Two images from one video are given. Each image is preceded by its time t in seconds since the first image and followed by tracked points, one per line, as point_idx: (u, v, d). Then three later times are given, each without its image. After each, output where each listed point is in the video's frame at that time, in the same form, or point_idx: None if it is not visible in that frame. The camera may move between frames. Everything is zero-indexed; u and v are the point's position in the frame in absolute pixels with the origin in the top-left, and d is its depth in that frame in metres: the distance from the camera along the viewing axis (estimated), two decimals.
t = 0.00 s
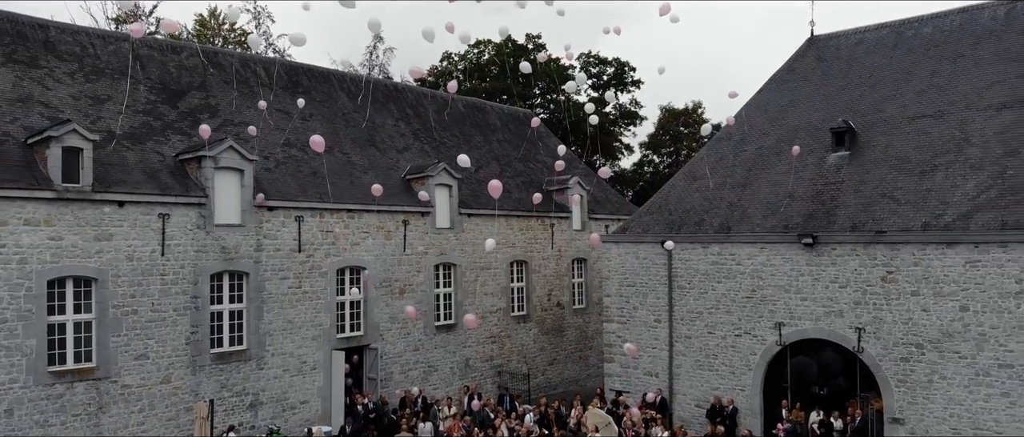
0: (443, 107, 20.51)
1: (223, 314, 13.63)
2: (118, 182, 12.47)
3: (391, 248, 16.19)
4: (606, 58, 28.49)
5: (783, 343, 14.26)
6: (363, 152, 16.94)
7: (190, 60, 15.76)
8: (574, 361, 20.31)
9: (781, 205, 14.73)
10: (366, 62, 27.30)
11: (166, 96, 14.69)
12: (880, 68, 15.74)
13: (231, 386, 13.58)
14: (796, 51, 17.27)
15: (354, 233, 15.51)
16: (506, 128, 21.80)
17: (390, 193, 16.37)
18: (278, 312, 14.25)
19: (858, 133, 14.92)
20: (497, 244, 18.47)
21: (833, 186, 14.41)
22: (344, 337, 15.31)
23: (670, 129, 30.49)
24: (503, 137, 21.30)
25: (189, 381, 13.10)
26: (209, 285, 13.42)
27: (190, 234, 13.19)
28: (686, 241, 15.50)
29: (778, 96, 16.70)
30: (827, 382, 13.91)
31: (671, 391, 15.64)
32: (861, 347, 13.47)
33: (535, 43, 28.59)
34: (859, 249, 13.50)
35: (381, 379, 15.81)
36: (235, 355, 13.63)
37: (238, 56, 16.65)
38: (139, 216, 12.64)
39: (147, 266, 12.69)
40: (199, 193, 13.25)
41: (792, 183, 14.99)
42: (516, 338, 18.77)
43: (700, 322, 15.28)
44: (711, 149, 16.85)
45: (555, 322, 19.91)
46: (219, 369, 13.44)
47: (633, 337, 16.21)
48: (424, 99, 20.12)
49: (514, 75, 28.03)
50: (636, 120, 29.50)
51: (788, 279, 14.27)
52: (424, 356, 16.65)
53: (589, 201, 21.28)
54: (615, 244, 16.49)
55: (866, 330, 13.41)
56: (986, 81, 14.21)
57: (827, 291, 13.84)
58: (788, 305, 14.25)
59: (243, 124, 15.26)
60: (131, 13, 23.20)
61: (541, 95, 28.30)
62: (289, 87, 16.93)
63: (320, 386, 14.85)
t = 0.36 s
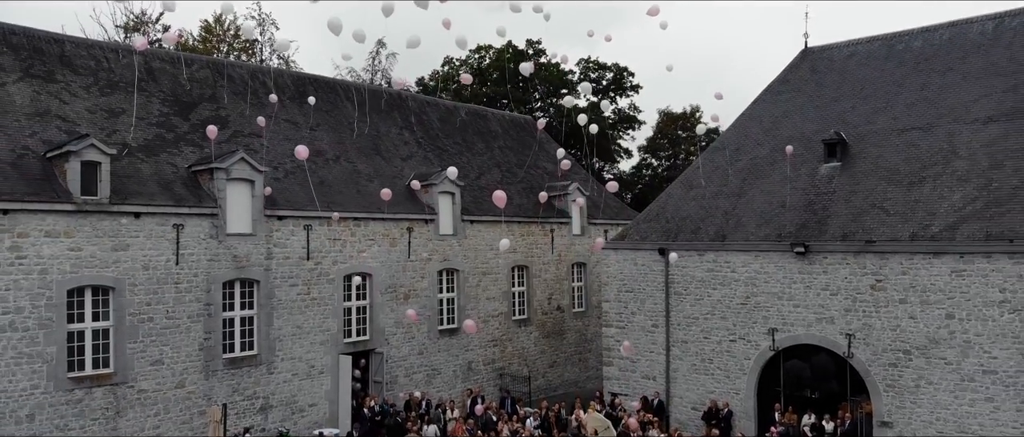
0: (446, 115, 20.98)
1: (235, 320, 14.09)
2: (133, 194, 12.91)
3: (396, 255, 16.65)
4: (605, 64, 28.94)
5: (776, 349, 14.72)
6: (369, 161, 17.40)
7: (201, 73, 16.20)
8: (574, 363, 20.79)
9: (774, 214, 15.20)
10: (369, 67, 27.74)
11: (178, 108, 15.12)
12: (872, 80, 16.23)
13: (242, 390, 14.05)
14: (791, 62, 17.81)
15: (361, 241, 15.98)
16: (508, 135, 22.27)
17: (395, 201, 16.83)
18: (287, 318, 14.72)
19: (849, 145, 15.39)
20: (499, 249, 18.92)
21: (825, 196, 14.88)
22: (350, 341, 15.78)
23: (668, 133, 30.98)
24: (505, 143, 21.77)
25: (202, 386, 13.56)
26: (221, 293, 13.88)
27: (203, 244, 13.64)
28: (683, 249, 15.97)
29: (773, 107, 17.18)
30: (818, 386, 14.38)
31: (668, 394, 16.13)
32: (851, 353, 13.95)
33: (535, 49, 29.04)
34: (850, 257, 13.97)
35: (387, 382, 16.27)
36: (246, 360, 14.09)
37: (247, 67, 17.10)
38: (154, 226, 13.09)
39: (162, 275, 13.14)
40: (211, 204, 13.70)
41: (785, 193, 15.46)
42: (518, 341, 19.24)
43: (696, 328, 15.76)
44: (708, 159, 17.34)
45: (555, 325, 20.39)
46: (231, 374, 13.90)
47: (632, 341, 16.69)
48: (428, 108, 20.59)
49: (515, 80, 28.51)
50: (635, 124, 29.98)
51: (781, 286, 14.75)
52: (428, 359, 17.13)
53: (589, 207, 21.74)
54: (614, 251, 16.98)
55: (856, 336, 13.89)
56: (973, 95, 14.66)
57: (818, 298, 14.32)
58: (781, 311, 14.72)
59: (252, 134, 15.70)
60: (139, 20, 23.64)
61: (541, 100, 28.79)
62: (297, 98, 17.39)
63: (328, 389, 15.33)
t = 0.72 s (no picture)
0: (447, 124, 21.24)
1: (241, 331, 14.34)
2: (142, 208, 13.14)
3: (399, 264, 16.90)
4: (604, 70, 29.18)
5: (773, 358, 14.99)
6: (372, 171, 17.65)
7: (206, 85, 16.44)
8: (574, 369, 21.06)
9: (771, 226, 15.46)
10: (370, 74, 28.02)
11: (185, 122, 15.36)
12: (867, 93, 16.52)
13: (249, 400, 14.30)
14: (788, 74, 18.10)
15: (365, 251, 16.22)
16: (508, 143, 22.54)
17: (398, 211, 17.07)
18: (292, 329, 14.96)
19: (845, 158, 15.65)
20: (500, 258, 19.17)
21: (821, 208, 15.15)
22: (354, 350, 16.03)
23: (667, 139, 31.34)
24: (505, 152, 22.03)
25: (209, 395, 13.80)
26: (228, 304, 14.13)
27: (210, 256, 13.88)
28: (681, 259, 16.23)
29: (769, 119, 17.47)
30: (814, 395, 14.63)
31: (667, 402, 16.39)
32: (847, 363, 14.22)
33: (535, 56, 29.30)
34: (845, 269, 14.24)
35: (390, 390, 16.52)
36: (252, 370, 14.34)
37: (251, 79, 17.35)
38: (163, 239, 13.33)
39: (170, 287, 13.37)
40: (218, 216, 13.94)
41: (782, 205, 15.72)
42: (518, 348, 19.49)
43: (695, 337, 16.02)
44: (706, 170, 17.63)
45: (555, 332, 20.65)
46: (237, 384, 14.15)
47: (631, 350, 16.96)
48: (429, 117, 20.85)
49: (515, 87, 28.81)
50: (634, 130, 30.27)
51: (778, 297, 15.01)
52: (430, 367, 17.38)
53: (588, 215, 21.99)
54: (613, 261, 17.24)
55: (852, 346, 14.16)
56: (966, 109, 14.92)
57: (814, 309, 14.58)
58: (778, 321, 14.98)
59: (258, 147, 15.94)
60: (142, 29, 23.92)
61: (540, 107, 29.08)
62: (301, 109, 17.64)
63: (332, 398, 15.57)
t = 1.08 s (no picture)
0: (446, 133, 21.33)
1: (241, 343, 14.40)
2: (143, 221, 13.19)
3: (398, 275, 16.96)
4: (602, 77, 29.31)
5: (770, 369, 15.08)
6: (371, 181, 17.71)
7: (206, 97, 16.51)
8: (572, 377, 21.14)
9: (768, 238, 15.54)
10: (369, 80, 28.08)
11: (185, 133, 15.42)
12: (863, 105, 16.64)
13: (248, 411, 14.36)
14: (785, 85, 18.22)
15: (364, 262, 16.29)
16: (507, 151, 22.62)
17: (397, 221, 17.13)
18: (292, 340, 15.02)
19: (842, 170, 15.76)
20: (499, 267, 19.24)
21: (818, 220, 15.24)
22: (353, 361, 16.09)
23: (665, 145, 31.31)
24: (504, 160, 22.11)
25: (208, 407, 13.86)
26: (228, 316, 14.19)
27: (211, 268, 13.93)
28: (678, 270, 16.31)
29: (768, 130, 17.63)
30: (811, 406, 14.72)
31: (665, 412, 16.48)
32: (843, 375, 14.30)
33: (533, 62, 29.47)
34: (842, 282, 14.32)
35: (389, 400, 16.59)
36: (252, 382, 14.40)
37: (251, 90, 17.42)
38: (163, 253, 13.38)
39: (170, 300, 13.43)
40: (219, 229, 13.99)
41: (779, 216, 15.81)
42: (517, 357, 19.57)
43: (693, 347, 16.10)
44: (703, 181, 17.76)
45: (553, 340, 20.72)
46: (236, 396, 14.20)
47: (629, 360, 17.05)
48: (428, 126, 20.94)
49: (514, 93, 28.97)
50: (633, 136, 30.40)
51: (775, 308, 15.10)
52: (429, 377, 17.45)
53: (587, 223, 22.07)
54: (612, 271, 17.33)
55: (848, 358, 14.25)
56: (962, 122, 15.02)
57: (811, 321, 14.66)
58: (775, 333, 15.07)
59: (257, 158, 15.99)
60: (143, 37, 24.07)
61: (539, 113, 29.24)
62: (301, 120, 17.72)
63: (331, 408, 15.64)
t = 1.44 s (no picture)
0: (445, 139, 21.32)
1: (239, 353, 14.37)
2: (141, 233, 13.15)
3: (397, 283, 16.94)
4: (600, 81, 29.31)
5: (769, 379, 15.07)
6: (370, 190, 17.69)
7: (204, 105, 16.49)
8: (570, 384, 21.14)
9: (767, 248, 15.54)
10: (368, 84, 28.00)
11: (183, 143, 15.38)
12: (862, 114, 16.67)
13: (247, 422, 14.34)
14: (783, 93, 18.25)
15: (363, 271, 16.27)
16: (505, 157, 22.61)
17: (395, 230, 17.10)
18: (290, 351, 15.00)
19: (840, 179, 15.77)
20: (497, 274, 19.21)
21: (817, 230, 15.25)
22: (351, 370, 16.06)
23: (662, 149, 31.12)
24: (503, 166, 22.10)
25: (207, 419, 13.83)
26: (226, 327, 14.16)
27: (209, 279, 13.90)
28: (677, 279, 16.31)
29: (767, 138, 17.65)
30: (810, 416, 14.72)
31: (664, 421, 16.48)
32: (842, 385, 14.31)
33: (531, 67, 29.51)
34: (840, 293, 14.33)
35: (387, 409, 16.57)
36: (250, 393, 14.38)
37: (249, 98, 17.40)
38: (161, 264, 13.34)
39: (169, 312, 13.40)
40: (217, 240, 13.96)
41: (778, 226, 15.81)
42: (516, 365, 19.56)
43: (691, 357, 16.10)
44: (702, 189, 17.77)
45: (552, 347, 20.71)
46: (235, 407, 14.17)
47: (628, 369, 17.05)
48: (427, 132, 20.94)
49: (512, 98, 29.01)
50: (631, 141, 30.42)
51: (774, 318, 15.10)
52: (428, 385, 17.43)
53: (585, 229, 22.06)
54: (611, 279, 17.33)
55: (847, 369, 14.25)
56: (961, 132, 15.02)
57: (810, 331, 14.67)
58: (774, 343, 15.08)
59: (255, 167, 15.96)
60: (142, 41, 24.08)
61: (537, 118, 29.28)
62: (299, 128, 17.70)
63: (330, 418, 15.61)
